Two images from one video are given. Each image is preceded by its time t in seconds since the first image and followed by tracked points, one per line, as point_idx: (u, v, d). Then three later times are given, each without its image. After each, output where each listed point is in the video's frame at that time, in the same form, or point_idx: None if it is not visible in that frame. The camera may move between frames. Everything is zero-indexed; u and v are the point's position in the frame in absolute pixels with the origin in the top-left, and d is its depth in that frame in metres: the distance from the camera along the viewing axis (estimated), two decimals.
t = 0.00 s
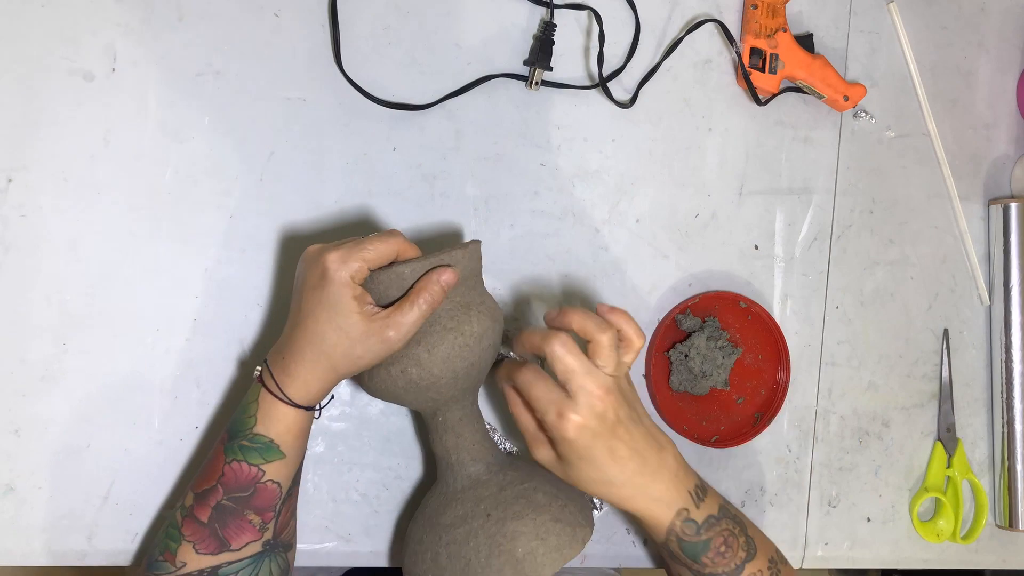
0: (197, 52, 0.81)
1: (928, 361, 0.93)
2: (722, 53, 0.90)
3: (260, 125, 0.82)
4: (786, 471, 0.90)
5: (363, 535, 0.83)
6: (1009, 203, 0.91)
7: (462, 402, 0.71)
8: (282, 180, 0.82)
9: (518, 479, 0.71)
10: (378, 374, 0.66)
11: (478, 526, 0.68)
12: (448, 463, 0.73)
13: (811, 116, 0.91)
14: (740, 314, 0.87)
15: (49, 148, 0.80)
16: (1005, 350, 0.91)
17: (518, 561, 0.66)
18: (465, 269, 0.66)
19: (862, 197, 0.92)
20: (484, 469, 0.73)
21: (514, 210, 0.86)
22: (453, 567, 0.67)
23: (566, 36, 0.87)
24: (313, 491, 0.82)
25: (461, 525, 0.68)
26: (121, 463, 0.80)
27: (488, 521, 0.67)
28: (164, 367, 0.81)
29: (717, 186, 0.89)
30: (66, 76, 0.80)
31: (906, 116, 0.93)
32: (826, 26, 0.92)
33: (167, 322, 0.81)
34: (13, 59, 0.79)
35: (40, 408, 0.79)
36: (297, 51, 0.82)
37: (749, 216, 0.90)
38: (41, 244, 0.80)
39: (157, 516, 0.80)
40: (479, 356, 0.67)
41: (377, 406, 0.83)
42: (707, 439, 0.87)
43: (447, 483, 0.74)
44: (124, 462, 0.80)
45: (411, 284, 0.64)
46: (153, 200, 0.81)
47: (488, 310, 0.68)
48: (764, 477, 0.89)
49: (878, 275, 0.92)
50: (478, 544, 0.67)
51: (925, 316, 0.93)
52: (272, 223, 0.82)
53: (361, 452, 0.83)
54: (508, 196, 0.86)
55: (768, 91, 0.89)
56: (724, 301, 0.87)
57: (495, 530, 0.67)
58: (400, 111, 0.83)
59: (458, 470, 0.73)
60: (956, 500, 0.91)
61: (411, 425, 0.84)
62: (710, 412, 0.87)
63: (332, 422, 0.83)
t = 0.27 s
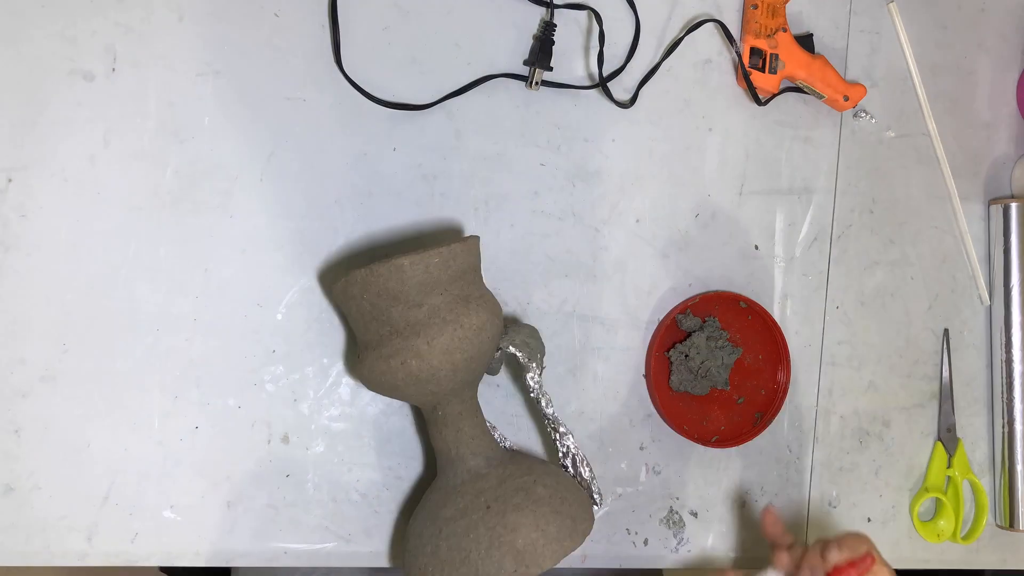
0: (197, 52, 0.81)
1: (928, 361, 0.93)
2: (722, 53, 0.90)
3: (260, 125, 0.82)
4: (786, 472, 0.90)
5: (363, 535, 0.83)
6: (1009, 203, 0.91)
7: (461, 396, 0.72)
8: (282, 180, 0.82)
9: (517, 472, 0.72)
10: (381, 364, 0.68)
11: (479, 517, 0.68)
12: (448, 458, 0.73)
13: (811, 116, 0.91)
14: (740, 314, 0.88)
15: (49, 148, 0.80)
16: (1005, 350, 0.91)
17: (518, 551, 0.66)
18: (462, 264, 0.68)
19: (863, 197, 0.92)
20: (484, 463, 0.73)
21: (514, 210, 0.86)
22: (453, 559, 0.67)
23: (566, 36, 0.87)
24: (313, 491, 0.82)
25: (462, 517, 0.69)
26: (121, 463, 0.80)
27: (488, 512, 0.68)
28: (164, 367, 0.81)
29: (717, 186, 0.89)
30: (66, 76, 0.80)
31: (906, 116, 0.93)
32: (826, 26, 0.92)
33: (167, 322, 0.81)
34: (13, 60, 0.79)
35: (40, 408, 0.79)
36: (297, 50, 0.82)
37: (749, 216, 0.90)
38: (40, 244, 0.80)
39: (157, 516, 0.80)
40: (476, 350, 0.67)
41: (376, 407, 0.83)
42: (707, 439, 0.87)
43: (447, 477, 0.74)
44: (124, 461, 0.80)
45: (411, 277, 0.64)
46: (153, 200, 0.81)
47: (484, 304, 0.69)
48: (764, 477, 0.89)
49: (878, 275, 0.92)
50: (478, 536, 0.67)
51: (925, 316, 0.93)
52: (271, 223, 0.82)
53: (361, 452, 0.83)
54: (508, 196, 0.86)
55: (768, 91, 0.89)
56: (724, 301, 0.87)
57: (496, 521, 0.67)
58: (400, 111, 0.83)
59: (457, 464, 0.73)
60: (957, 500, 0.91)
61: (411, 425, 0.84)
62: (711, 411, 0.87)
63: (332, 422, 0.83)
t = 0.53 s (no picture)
0: (197, 52, 0.81)
1: (928, 361, 0.93)
2: (722, 53, 0.90)
3: (260, 125, 0.82)
4: (786, 472, 0.90)
5: (363, 535, 0.83)
6: (1009, 203, 0.91)
7: (461, 396, 0.72)
8: (282, 180, 0.82)
9: (517, 472, 0.72)
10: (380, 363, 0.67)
11: (479, 517, 0.68)
12: (448, 458, 0.73)
13: (811, 115, 0.91)
14: (740, 314, 0.87)
15: (49, 148, 0.80)
16: (1005, 350, 0.91)
17: (518, 551, 0.66)
18: (462, 264, 0.67)
19: (862, 197, 0.92)
20: (484, 463, 0.73)
21: (514, 210, 0.86)
22: (453, 559, 0.67)
23: (566, 36, 0.87)
24: (312, 491, 0.82)
25: (462, 517, 0.69)
26: (121, 464, 0.80)
27: (488, 512, 0.68)
28: (164, 367, 0.81)
29: (717, 186, 0.89)
30: (66, 76, 0.80)
31: (906, 116, 0.93)
32: (826, 26, 0.92)
33: (167, 322, 0.81)
34: (13, 59, 0.79)
35: (40, 408, 0.79)
36: (297, 50, 0.82)
37: (749, 216, 0.90)
38: (40, 244, 0.80)
39: (157, 517, 0.80)
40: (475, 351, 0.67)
41: (376, 407, 0.83)
42: (708, 439, 0.87)
43: (447, 476, 0.74)
44: (124, 462, 0.80)
45: (411, 277, 0.64)
46: (153, 200, 0.81)
47: (485, 305, 0.69)
48: (764, 477, 0.89)
49: (878, 275, 0.92)
50: (478, 536, 0.67)
51: (925, 316, 0.93)
52: (271, 223, 0.82)
53: (361, 452, 0.83)
54: (508, 196, 0.86)
55: (768, 91, 0.89)
56: (724, 300, 0.87)
57: (496, 521, 0.67)
58: (400, 111, 0.83)
59: (457, 464, 0.73)
60: (957, 500, 0.91)
61: (411, 425, 0.84)
62: (711, 411, 0.87)
63: (332, 422, 0.83)
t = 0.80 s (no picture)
0: (197, 52, 0.81)
1: (928, 361, 0.93)
2: (722, 53, 0.90)
3: (260, 124, 0.82)
4: (786, 472, 0.90)
5: (363, 535, 0.83)
6: (1009, 203, 0.90)
7: (461, 396, 0.71)
8: (282, 180, 0.82)
9: (516, 472, 0.71)
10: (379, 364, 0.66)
11: (479, 517, 0.68)
12: (448, 458, 0.73)
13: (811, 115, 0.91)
14: (739, 313, 0.86)
15: (49, 148, 0.80)
16: (1005, 350, 0.91)
17: (518, 551, 0.66)
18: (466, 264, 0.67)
19: (862, 197, 0.92)
20: (484, 462, 0.73)
21: (514, 210, 0.86)
22: (454, 561, 0.67)
23: (566, 36, 0.87)
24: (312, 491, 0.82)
25: (462, 517, 0.69)
26: (121, 463, 0.80)
27: (488, 512, 0.68)
28: (164, 367, 0.81)
29: (717, 186, 0.89)
30: (66, 76, 0.80)
31: (906, 116, 0.93)
32: (826, 26, 0.92)
33: (167, 322, 0.81)
34: (13, 60, 0.79)
35: (40, 408, 0.79)
36: (297, 50, 0.82)
37: (749, 216, 0.90)
38: (40, 244, 0.80)
39: (157, 516, 0.80)
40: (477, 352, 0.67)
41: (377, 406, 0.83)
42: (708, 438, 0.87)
43: (447, 476, 0.74)
44: (124, 461, 0.80)
45: (410, 277, 0.63)
46: (153, 200, 0.81)
47: (489, 305, 0.68)
48: (764, 477, 0.90)
49: (878, 274, 0.92)
50: (478, 536, 0.67)
51: (925, 316, 0.93)
52: (271, 223, 0.82)
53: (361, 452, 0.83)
54: (507, 196, 0.86)
55: (768, 91, 0.89)
56: (724, 300, 0.86)
57: (495, 521, 0.67)
58: (400, 111, 0.83)
59: (458, 463, 0.73)
60: (957, 500, 0.91)
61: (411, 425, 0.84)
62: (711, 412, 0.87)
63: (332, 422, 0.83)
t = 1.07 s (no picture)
0: (197, 52, 0.81)
1: (928, 361, 0.93)
2: (722, 53, 0.90)
3: (260, 124, 0.82)
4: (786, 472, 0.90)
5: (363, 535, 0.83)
6: (1008, 203, 0.90)
7: (461, 397, 0.71)
8: (282, 180, 0.82)
9: (516, 472, 0.71)
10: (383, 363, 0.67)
11: (479, 517, 0.67)
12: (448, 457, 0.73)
13: (811, 115, 0.91)
14: (740, 315, 0.88)
15: (50, 148, 0.80)
16: (1006, 349, 0.90)
17: (518, 551, 0.66)
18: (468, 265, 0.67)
19: (862, 197, 0.92)
20: (483, 463, 0.73)
21: (514, 210, 0.86)
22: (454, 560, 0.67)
23: (566, 36, 0.87)
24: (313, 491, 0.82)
25: (462, 517, 0.68)
26: (121, 464, 0.80)
27: (488, 512, 0.67)
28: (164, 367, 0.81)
29: (717, 186, 0.89)
30: (66, 76, 0.80)
31: (906, 116, 0.93)
32: (826, 26, 0.92)
33: (168, 322, 0.81)
34: (13, 60, 0.79)
35: (40, 408, 0.79)
36: (296, 50, 0.82)
37: (749, 216, 0.90)
38: (40, 244, 0.80)
39: (157, 517, 0.80)
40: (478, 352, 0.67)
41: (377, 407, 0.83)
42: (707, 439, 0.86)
43: (446, 477, 0.73)
44: (125, 462, 0.80)
45: (411, 277, 0.64)
46: (153, 201, 0.81)
47: (491, 306, 0.68)
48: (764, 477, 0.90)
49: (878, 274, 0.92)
50: (478, 536, 0.66)
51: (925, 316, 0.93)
52: (271, 223, 0.82)
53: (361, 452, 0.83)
54: (508, 196, 0.86)
55: (768, 91, 0.89)
56: (724, 301, 0.87)
57: (495, 520, 0.67)
58: (400, 111, 0.83)
59: (457, 462, 0.73)
60: (957, 500, 0.91)
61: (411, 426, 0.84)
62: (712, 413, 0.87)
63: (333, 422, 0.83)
